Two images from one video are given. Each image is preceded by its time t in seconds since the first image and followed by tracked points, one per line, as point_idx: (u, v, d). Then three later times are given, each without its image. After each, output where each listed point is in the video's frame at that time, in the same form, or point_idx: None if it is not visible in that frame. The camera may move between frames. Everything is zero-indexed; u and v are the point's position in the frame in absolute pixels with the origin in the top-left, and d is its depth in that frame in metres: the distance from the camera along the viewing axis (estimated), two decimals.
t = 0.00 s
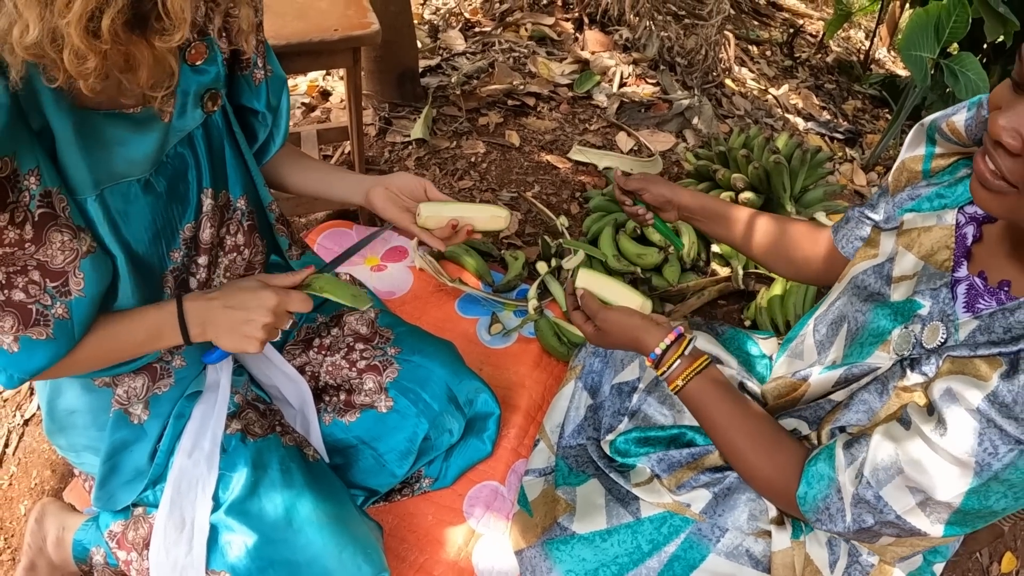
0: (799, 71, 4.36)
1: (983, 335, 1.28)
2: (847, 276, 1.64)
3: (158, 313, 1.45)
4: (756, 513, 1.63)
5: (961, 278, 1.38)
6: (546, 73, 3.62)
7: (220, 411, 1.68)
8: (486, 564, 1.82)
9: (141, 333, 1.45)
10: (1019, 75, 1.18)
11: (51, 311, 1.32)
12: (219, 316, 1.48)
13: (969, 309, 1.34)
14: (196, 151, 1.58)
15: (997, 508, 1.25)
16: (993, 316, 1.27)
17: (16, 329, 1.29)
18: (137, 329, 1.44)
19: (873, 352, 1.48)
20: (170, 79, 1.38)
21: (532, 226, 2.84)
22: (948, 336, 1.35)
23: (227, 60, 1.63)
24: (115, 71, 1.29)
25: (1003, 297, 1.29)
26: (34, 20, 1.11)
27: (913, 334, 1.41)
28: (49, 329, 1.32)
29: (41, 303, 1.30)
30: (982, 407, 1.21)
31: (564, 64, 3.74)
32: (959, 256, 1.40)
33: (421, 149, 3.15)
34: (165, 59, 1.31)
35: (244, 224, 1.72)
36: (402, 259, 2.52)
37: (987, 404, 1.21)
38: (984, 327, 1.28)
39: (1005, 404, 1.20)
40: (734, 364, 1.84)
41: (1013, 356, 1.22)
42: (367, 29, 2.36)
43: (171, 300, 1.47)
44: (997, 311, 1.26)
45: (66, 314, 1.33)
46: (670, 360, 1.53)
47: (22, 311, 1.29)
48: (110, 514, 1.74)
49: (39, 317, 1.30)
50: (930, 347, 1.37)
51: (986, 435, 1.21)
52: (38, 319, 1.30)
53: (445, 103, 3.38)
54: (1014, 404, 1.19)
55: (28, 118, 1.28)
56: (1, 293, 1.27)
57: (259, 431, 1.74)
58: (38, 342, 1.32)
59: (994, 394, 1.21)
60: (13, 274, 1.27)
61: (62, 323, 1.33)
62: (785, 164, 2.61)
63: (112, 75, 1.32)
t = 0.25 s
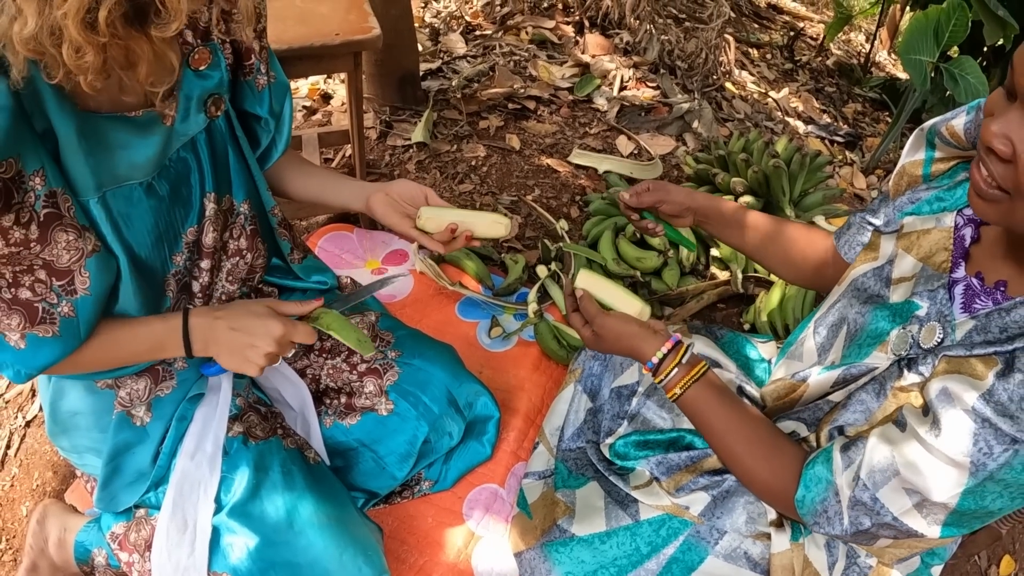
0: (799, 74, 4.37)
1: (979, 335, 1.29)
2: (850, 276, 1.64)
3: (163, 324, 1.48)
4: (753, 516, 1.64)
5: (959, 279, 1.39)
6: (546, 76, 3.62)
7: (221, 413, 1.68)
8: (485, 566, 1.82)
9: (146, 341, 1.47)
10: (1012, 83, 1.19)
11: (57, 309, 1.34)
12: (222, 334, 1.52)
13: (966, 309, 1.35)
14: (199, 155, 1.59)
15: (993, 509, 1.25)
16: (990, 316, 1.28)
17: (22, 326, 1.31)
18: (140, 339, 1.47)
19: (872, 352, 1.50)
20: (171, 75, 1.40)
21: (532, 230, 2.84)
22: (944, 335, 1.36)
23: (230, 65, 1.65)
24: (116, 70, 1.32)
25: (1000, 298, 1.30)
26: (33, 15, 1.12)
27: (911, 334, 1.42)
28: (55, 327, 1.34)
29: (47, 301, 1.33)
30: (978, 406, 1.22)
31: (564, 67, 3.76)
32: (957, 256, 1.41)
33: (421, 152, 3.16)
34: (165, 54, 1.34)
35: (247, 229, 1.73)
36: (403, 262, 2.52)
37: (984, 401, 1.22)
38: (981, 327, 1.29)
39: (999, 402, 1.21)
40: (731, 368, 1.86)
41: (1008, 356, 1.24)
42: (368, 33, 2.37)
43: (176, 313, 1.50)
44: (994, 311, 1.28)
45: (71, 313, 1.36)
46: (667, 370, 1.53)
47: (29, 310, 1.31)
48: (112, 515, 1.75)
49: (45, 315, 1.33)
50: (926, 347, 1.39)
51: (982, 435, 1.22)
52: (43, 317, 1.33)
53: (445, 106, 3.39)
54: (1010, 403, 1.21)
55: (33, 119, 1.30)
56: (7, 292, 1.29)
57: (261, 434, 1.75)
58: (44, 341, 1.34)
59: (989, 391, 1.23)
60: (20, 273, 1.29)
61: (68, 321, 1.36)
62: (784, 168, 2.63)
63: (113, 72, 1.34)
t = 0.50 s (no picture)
0: (800, 77, 4.37)
1: (987, 342, 1.29)
2: (854, 281, 1.65)
3: (177, 328, 1.48)
4: (759, 521, 1.63)
5: (967, 284, 1.38)
6: (549, 79, 3.62)
7: (224, 417, 1.69)
8: (489, 570, 1.82)
9: (156, 348, 1.48)
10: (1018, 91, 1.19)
11: (66, 310, 1.35)
12: (239, 342, 1.53)
13: (973, 316, 1.34)
14: (203, 159, 1.59)
15: (1000, 516, 1.25)
16: (998, 322, 1.28)
17: (31, 329, 1.32)
18: (151, 344, 1.47)
19: (878, 358, 1.50)
20: (175, 76, 1.42)
21: (535, 234, 2.82)
22: (952, 343, 1.35)
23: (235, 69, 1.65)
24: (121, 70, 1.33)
25: (1008, 304, 1.29)
26: (38, 13, 1.13)
27: (919, 340, 1.42)
28: (64, 328, 1.35)
29: (55, 302, 1.33)
30: (987, 414, 1.21)
31: (567, 70, 3.76)
32: (965, 263, 1.41)
33: (424, 155, 3.16)
34: (170, 55, 1.35)
35: (251, 233, 1.74)
36: (407, 265, 2.51)
37: (991, 409, 1.21)
38: (989, 334, 1.29)
39: (1006, 409, 1.20)
40: (736, 373, 1.87)
41: (1017, 363, 1.23)
42: (372, 37, 2.34)
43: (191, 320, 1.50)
44: (1002, 318, 1.28)
45: (79, 314, 1.36)
46: (672, 383, 1.48)
47: (37, 312, 1.32)
48: (115, 519, 1.76)
49: (53, 317, 1.33)
50: (934, 353, 1.38)
51: (989, 443, 1.21)
52: (52, 319, 1.33)
53: (448, 109, 3.40)
54: (1017, 410, 1.20)
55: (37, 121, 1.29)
56: (15, 295, 1.30)
57: (264, 439, 1.74)
58: (54, 343, 1.35)
59: (997, 399, 1.21)
60: (27, 275, 1.30)
61: (77, 322, 1.36)
62: (787, 173, 2.63)
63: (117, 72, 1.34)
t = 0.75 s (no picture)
0: (805, 81, 4.35)
1: (998, 358, 1.29)
2: (858, 297, 1.63)
3: (261, 315, 1.58)
4: (769, 535, 1.61)
5: (975, 300, 1.36)
6: (554, 83, 3.63)
7: (231, 428, 1.67)
8: None
9: (223, 340, 1.54)
10: None
11: (132, 304, 1.39)
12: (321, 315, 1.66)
13: (983, 332, 1.32)
14: (212, 158, 1.60)
15: (1016, 531, 1.24)
16: (1008, 338, 1.28)
17: (99, 330, 1.36)
18: (241, 329, 1.56)
19: (887, 377, 1.48)
20: (185, 87, 1.41)
21: (541, 240, 2.77)
22: (962, 361, 1.34)
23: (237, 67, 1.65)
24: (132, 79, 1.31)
25: (1017, 320, 1.27)
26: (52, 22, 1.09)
27: (927, 359, 1.40)
28: (133, 323, 1.39)
29: (120, 301, 1.37)
30: (1002, 434, 1.20)
31: (572, 73, 3.75)
32: (971, 278, 1.38)
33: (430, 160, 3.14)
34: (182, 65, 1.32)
35: (256, 231, 1.72)
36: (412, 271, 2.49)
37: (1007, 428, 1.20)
38: (999, 350, 1.28)
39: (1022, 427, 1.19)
40: (745, 383, 1.85)
41: None
42: (379, 40, 2.25)
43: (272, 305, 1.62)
44: (1012, 334, 1.27)
45: (146, 306, 1.40)
46: (686, 403, 1.42)
47: (104, 312, 1.36)
48: (120, 530, 1.74)
49: (121, 313, 1.38)
50: (944, 372, 1.37)
51: (1005, 461, 1.20)
52: (122, 316, 1.38)
53: (454, 113, 3.38)
54: None
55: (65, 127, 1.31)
56: (78, 298, 1.33)
57: (273, 451, 1.73)
58: (124, 341, 1.40)
59: (1012, 418, 1.21)
60: (87, 278, 1.34)
61: (145, 314, 1.40)
62: (795, 179, 2.61)
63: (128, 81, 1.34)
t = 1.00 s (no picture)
0: (816, 89, 4.33)
1: (993, 381, 1.25)
2: (854, 317, 1.60)
3: (328, 306, 1.63)
4: (778, 553, 1.60)
5: (970, 320, 1.33)
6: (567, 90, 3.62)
7: (248, 437, 1.66)
8: None
9: (286, 330, 1.57)
10: None
11: (193, 293, 1.42)
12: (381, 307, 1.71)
13: (979, 354, 1.30)
14: (235, 158, 1.62)
15: (1010, 555, 1.20)
16: (1004, 360, 1.24)
17: (164, 325, 1.39)
18: (309, 322, 1.61)
19: (885, 400, 1.46)
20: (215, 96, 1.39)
21: (554, 250, 2.77)
22: (957, 384, 1.31)
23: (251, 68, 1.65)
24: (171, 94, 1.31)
25: (1013, 342, 1.24)
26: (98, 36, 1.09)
27: (924, 382, 1.38)
28: (197, 312, 1.42)
29: (183, 292, 1.40)
30: (993, 457, 1.18)
31: (584, 81, 3.74)
32: (968, 296, 1.36)
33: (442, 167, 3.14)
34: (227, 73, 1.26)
35: (276, 229, 1.73)
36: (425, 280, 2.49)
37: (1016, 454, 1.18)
38: (994, 373, 1.25)
39: (1016, 453, 1.17)
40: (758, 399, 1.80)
41: None
42: (394, 49, 2.22)
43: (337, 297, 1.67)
44: (1008, 356, 1.24)
45: (207, 293, 1.43)
46: (684, 429, 1.40)
47: (168, 304, 1.39)
48: (133, 541, 1.75)
49: (185, 303, 1.40)
50: (940, 397, 1.34)
51: (999, 483, 1.18)
52: (186, 305, 1.40)
53: (466, 120, 3.37)
54: None
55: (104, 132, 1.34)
56: (140, 293, 1.37)
57: (291, 465, 1.72)
58: (189, 331, 1.42)
59: (1006, 441, 1.18)
60: (146, 273, 1.37)
61: (207, 301, 1.43)
62: (810, 192, 2.59)
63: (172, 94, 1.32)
